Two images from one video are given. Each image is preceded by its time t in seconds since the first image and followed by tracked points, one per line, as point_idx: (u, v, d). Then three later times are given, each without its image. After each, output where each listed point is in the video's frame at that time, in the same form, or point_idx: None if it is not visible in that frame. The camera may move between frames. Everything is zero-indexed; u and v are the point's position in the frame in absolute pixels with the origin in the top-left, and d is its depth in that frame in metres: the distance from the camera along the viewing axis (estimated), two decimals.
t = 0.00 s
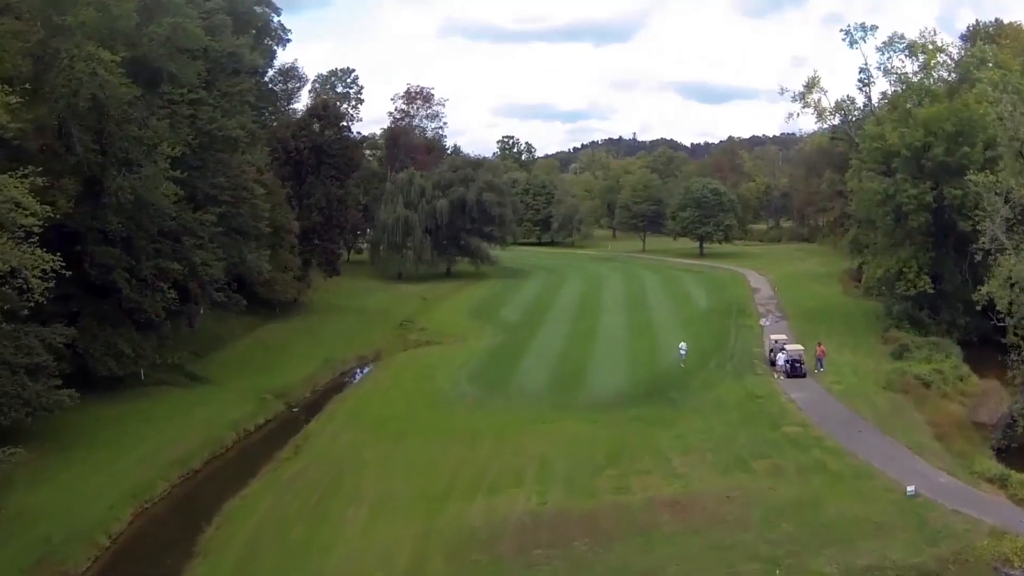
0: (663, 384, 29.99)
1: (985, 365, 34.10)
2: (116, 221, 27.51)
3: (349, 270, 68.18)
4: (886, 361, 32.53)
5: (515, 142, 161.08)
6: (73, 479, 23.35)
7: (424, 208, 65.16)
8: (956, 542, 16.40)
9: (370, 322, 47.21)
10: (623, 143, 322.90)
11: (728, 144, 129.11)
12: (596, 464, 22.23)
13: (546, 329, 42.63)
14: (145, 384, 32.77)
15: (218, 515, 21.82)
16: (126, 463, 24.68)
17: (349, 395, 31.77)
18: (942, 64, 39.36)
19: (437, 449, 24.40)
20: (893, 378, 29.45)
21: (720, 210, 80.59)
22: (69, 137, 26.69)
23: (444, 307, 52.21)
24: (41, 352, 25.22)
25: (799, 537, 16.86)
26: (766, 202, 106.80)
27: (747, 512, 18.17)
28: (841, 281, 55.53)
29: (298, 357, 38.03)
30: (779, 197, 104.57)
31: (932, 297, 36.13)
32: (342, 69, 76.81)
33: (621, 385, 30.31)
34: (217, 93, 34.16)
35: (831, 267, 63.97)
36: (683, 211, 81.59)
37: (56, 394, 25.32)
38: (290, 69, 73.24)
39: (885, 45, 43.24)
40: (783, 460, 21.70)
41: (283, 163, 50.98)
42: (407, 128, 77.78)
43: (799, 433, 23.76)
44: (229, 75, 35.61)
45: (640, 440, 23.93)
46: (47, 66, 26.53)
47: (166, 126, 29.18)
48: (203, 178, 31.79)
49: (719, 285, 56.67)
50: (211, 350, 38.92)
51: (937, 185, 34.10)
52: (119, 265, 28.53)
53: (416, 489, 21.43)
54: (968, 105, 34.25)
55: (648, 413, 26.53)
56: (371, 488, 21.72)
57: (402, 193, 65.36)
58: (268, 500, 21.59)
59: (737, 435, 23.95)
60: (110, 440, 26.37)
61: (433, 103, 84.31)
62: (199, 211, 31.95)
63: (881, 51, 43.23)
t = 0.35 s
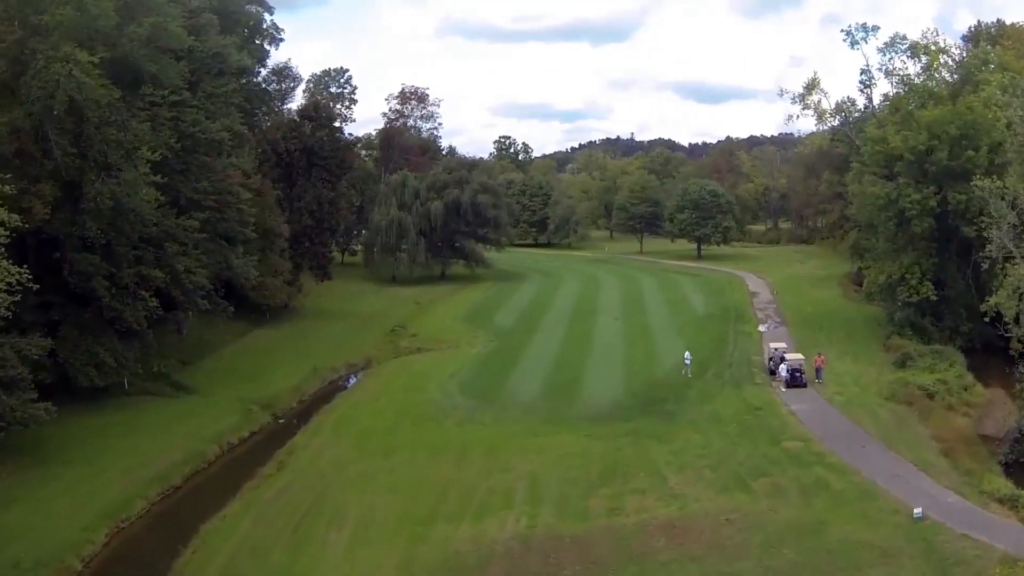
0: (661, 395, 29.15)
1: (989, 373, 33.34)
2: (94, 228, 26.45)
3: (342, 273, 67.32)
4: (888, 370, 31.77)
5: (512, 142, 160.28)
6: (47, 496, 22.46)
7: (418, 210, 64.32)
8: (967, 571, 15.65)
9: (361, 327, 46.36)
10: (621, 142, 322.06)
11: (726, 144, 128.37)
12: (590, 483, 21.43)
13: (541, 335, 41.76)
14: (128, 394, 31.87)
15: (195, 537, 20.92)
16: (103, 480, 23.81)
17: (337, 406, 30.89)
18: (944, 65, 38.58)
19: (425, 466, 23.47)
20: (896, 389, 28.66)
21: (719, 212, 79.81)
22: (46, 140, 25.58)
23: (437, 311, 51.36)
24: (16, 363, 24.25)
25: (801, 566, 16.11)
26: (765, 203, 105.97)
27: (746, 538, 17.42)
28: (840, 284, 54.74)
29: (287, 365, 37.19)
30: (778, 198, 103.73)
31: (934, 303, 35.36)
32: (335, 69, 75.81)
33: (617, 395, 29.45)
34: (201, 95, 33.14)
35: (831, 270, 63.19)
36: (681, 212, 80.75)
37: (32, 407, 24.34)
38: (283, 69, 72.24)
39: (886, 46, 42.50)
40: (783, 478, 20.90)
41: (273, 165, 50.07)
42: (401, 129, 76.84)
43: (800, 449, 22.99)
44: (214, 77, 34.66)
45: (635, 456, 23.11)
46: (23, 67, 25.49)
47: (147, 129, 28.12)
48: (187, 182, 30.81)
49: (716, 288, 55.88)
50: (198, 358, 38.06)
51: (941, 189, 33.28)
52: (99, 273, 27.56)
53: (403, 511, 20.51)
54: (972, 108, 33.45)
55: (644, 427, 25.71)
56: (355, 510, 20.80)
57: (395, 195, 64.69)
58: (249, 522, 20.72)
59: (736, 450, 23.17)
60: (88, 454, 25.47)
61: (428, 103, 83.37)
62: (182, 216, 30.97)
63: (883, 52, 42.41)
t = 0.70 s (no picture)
0: (659, 406, 28.33)
1: (996, 382, 32.54)
2: (75, 235, 25.42)
3: (338, 275, 66.49)
4: (892, 379, 30.97)
5: (511, 142, 159.48)
6: (22, 514, 21.61)
7: (415, 212, 63.51)
8: None
9: (355, 333, 45.53)
10: (621, 142, 321.08)
11: (727, 144, 127.65)
12: (585, 501, 20.63)
13: (537, 341, 40.93)
14: (114, 403, 31.01)
15: (174, 558, 20.07)
16: (82, 496, 22.98)
17: (326, 416, 30.05)
18: (950, 67, 37.77)
19: (416, 483, 22.57)
20: (901, 399, 27.87)
21: (719, 214, 79.02)
22: (24, 143, 24.54)
23: (433, 316, 50.56)
24: None
25: None
26: (765, 204, 105.06)
27: (747, 564, 16.67)
28: (842, 288, 53.93)
29: (277, 373, 36.42)
30: (778, 199, 102.82)
31: (940, 310, 34.56)
32: (331, 69, 74.96)
33: (614, 406, 28.61)
34: (188, 97, 32.22)
35: (833, 273, 62.33)
36: (681, 214, 79.87)
37: (9, 419, 23.41)
38: (278, 69, 71.38)
39: (890, 46, 41.71)
40: (786, 497, 20.10)
41: (266, 167, 49.23)
42: (398, 130, 75.99)
43: (803, 465, 22.21)
44: (201, 78, 33.74)
45: (633, 472, 22.31)
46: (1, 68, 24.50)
47: (130, 133, 27.13)
48: (172, 186, 29.90)
49: (717, 292, 55.06)
50: (187, 365, 37.24)
51: (947, 194, 32.49)
52: (81, 281, 26.69)
53: (391, 533, 19.63)
54: (979, 110, 32.63)
55: (641, 441, 24.91)
56: (342, 532, 19.92)
57: (391, 197, 63.85)
58: (230, 543, 19.88)
59: (737, 466, 22.38)
60: (68, 469, 24.63)
61: (426, 104, 82.51)
62: (167, 221, 30.08)
63: (887, 53, 41.61)
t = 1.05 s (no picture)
0: (660, 416, 27.58)
1: (1004, 391, 31.74)
2: (59, 240, 24.62)
3: (335, 278, 65.76)
4: (898, 388, 30.19)
5: (512, 144, 158.96)
6: None
7: (413, 215, 62.78)
8: None
9: (351, 337, 44.78)
10: (622, 143, 320.11)
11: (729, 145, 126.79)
12: (581, 517, 19.87)
13: (536, 347, 40.17)
14: (103, 410, 30.26)
15: None
16: (63, 508, 22.21)
17: (318, 425, 29.30)
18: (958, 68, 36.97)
19: (409, 498, 21.78)
20: (908, 410, 27.09)
21: (721, 216, 78.22)
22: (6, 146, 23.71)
23: (430, 320, 49.80)
24: None
25: None
26: (767, 206, 104.26)
27: None
28: (846, 292, 53.12)
29: (269, 380, 35.66)
30: (781, 201, 102.02)
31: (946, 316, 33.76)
32: (329, 69, 74.22)
33: (613, 416, 27.85)
34: (177, 98, 31.53)
35: (836, 276, 61.52)
36: (682, 216, 79.06)
37: None
38: (276, 69, 70.68)
39: (896, 46, 40.97)
40: (791, 514, 19.35)
41: (261, 169, 48.51)
42: (397, 131, 75.24)
43: (808, 480, 21.44)
44: (192, 79, 33.07)
45: (632, 486, 21.55)
46: None
47: (117, 136, 26.37)
48: (160, 190, 29.14)
49: (718, 296, 54.29)
50: (178, 371, 36.51)
51: (956, 198, 31.68)
52: (66, 287, 25.87)
53: (381, 551, 18.82)
54: (988, 112, 31.81)
55: (641, 453, 24.13)
56: (330, 550, 19.11)
57: (389, 198, 63.10)
58: (214, 562, 19.09)
59: (740, 481, 21.60)
60: (50, 479, 23.84)
61: (425, 104, 81.77)
62: (156, 225, 29.30)
63: (893, 53, 40.83)
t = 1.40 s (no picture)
0: (662, 427, 26.80)
1: (1014, 400, 30.96)
2: (43, 246, 23.80)
3: (335, 281, 65.13)
4: (906, 397, 29.41)
5: (514, 144, 158.29)
6: None
7: (413, 217, 62.08)
8: None
9: (347, 343, 44.11)
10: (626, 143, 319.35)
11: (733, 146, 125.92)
12: (578, 536, 19.12)
13: (535, 353, 39.42)
14: (91, 419, 29.58)
15: None
16: (43, 523, 21.50)
17: (310, 435, 28.57)
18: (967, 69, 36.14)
19: (401, 515, 20.98)
20: (916, 422, 26.30)
21: (725, 218, 77.44)
22: None
23: (429, 324, 49.11)
24: None
25: None
26: (771, 207, 103.48)
27: None
28: (851, 296, 52.34)
29: (263, 387, 35.00)
30: (785, 203, 101.25)
31: (955, 323, 32.97)
32: (329, 70, 73.49)
33: (612, 427, 27.10)
34: (166, 100, 30.83)
35: (841, 280, 60.74)
36: (685, 218, 78.31)
37: None
38: (275, 69, 69.93)
39: (903, 47, 40.19)
40: (796, 534, 18.58)
41: (257, 172, 47.80)
42: (397, 132, 74.55)
43: (814, 496, 20.68)
44: (182, 80, 32.38)
45: (631, 503, 20.79)
46: None
47: (104, 138, 25.61)
48: (150, 194, 28.43)
49: (721, 300, 53.54)
50: (170, 378, 35.83)
51: (965, 203, 30.88)
52: (51, 294, 25.09)
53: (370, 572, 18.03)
54: (999, 115, 31.00)
55: (642, 467, 23.36)
56: (318, 571, 18.32)
57: (389, 200, 62.38)
58: None
59: (743, 497, 20.84)
60: (33, 492, 23.15)
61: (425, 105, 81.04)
62: (144, 230, 28.58)
63: (900, 53, 40.03)
